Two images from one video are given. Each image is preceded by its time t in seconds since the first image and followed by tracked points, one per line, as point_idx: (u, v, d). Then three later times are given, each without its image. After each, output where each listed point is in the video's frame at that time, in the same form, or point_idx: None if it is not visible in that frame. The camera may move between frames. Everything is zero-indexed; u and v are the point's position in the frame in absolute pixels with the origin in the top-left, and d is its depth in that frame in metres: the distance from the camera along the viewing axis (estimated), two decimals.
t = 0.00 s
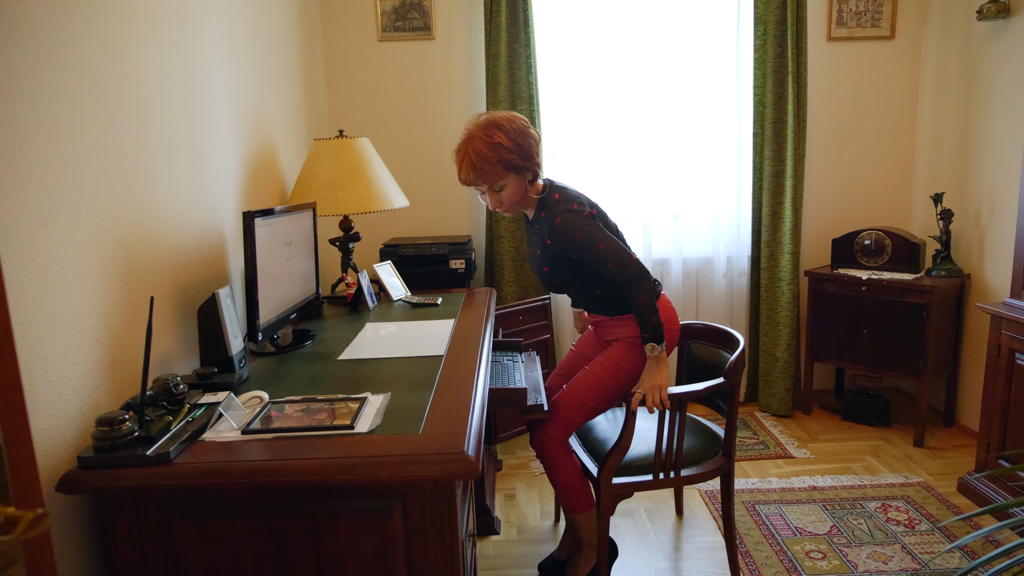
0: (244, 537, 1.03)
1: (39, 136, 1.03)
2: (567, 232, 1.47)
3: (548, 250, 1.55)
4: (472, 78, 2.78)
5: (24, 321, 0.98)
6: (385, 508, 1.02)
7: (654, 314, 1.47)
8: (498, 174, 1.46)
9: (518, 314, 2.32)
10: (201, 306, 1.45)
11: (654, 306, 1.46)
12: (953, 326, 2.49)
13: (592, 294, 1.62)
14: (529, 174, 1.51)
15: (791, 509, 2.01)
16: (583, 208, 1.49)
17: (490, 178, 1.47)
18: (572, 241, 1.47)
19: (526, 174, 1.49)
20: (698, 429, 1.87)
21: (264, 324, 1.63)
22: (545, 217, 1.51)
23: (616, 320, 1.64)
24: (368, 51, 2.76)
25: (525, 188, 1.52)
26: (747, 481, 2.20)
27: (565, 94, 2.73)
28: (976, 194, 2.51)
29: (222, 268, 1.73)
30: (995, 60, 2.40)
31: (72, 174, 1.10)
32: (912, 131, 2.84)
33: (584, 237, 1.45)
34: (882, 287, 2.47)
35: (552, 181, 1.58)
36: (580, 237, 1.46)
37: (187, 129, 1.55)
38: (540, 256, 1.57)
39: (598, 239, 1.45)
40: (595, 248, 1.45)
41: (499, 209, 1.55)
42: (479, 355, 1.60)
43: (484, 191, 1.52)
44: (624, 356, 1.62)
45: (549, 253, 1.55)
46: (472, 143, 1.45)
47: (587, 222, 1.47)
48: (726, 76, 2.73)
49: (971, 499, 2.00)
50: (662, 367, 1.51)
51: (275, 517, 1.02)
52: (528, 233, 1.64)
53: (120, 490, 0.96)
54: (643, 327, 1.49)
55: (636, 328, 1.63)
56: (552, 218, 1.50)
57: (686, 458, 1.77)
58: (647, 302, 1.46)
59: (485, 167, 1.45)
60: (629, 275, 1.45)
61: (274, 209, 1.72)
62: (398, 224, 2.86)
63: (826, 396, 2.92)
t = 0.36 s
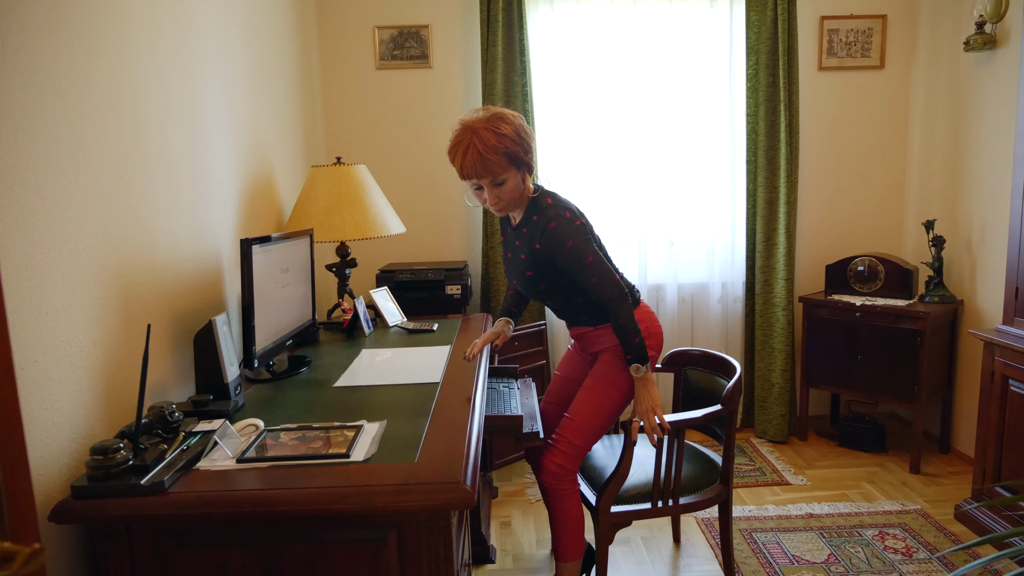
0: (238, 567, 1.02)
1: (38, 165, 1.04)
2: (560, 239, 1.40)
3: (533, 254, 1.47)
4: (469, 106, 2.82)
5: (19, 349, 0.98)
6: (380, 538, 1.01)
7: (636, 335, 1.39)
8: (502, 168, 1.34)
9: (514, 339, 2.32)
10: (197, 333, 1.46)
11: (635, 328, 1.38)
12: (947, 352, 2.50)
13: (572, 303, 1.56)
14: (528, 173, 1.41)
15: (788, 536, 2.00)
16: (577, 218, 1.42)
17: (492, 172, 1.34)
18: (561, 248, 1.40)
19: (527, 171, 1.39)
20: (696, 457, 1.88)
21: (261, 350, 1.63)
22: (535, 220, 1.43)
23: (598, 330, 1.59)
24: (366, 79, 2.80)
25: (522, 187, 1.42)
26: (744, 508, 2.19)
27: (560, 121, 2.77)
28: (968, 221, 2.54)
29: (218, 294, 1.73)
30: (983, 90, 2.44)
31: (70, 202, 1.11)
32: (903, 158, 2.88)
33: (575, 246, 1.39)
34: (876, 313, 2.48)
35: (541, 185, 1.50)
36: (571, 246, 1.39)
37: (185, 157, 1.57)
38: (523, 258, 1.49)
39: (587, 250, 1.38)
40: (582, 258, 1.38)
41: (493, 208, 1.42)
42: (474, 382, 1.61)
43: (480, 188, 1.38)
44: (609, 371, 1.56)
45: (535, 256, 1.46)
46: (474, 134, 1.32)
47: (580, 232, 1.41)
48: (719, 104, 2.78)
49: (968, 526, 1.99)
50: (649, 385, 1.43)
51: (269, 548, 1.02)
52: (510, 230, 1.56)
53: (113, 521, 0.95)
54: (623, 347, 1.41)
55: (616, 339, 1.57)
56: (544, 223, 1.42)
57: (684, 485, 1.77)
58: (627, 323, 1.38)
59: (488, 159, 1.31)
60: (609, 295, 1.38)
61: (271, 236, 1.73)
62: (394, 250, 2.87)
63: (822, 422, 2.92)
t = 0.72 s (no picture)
0: None
1: (43, 185, 1.05)
2: (556, 260, 1.35)
3: (526, 275, 1.42)
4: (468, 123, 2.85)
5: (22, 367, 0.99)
6: (378, 555, 1.02)
7: (640, 357, 1.36)
8: (496, 172, 1.31)
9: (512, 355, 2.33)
10: (197, 349, 1.46)
11: (640, 349, 1.35)
12: (943, 367, 2.51)
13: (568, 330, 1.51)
14: (521, 181, 1.38)
15: (786, 552, 2.00)
16: (572, 236, 1.39)
17: (486, 176, 1.30)
18: (559, 270, 1.35)
19: (520, 179, 1.36)
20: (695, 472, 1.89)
21: (260, 366, 1.64)
22: (529, 238, 1.39)
23: (597, 353, 1.53)
24: (366, 96, 2.83)
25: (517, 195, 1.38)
26: (742, 523, 2.19)
27: (559, 139, 2.79)
28: (962, 237, 2.57)
29: (218, 310, 1.74)
30: (976, 108, 2.48)
31: (74, 222, 1.13)
32: (898, 175, 2.90)
33: (572, 266, 1.34)
34: (872, 328, 2.50)
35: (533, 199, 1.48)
36: (568, 266, 1.35)
37: (187, 175, 1.58)
38: (514, 280, 1.43)
39: (586, 270, 1.34)
40: (582, 279, 1.34)
41: (487, 220, 1.37)
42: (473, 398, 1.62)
43: (474, 198, 1.34)
44: (614, 399, 1.49)
45: (527, 279, 1.41)
46: (465, 139, 1.30)
47: (576, 251, 1.37)
48: (716, 122, 2.81)
49: (967, 542, 1.99)
50: (655, 410, 1.41)
51: (268, 564, 1.02)
52: (498, 249, 1.50)
53: (113, 537, 0.96)
54: (628, 371, 1.38)
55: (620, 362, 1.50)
56: (539, 242, 1.37)
57: (684, 501, 1.78)
58: (632, 345, 1.35)
59: (481, 163, 1.29)
60: (611, 316, 1.33)
61: (271, 252, 1.74)
62: (393, 265, 2.89)
63: (820, 437, 2.92)
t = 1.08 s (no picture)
0: None
1: (40, 201, 1.06)
2: (585, 239, 1.19)
3: (543, 262, 1.24)
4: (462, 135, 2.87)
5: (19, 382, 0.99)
6: (375, 568, 1.02)
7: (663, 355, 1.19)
8: (529, 140, 1.18)
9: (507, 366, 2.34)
10: (193, 362, 1.47)
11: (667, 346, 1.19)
12: (936, 375, 2.53)
13: (582, 339, 1.32)
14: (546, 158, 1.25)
15: (782, 561, 2.00)
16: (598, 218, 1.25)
17: (519, 143, 1.16)
18: (586, 252, 1.19)
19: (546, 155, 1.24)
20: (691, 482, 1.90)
21: (256, 378, 1.64)
22: (550, 219, 1.22)
23: (614, 360, 1.33)
24: (361, 109, 2.85)
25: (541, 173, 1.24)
26: (738, 533, 2.19)
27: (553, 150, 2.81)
28: (953, 246, 2.59)
29: (214, 323, 1.74)
30: (965, 118, 2.51)
31: (71, 237, 1.13)
32: (888, 185, 2.93)
33: (602, 249, 1.19)
34: (865, 337, 2.52)
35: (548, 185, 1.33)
36: (599, 248, 1.19)
37: (183, 189, 1.59)
38: (530, 267, 1.25)
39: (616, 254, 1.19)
40: (612, 263, 1.18)
41: (514, 197, 1.21)
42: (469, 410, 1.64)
43: (503, 168, 1.19)
44: (628, 411, 1.29)
45: (546, 265, 1.23)
46: (494, 102, 1.17)
47: (604, 234, 1.22)
48: (709, 133, 2.83)
49: (961, 550, 2.00)
50: (671, 415, 1.20)
51: None
52: (504, 239, 1.33)
53: (111, 551, 0.96)
54: (649, 369, 1.20)
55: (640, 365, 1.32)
56: (565, 222, 1.21)
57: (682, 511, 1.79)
58: (659, 340, 1.18)
59: (516, 126, 1.16)
60: (641, 307, 1.17)
61: (268, 265, 1.75)
62: (388, 277, 2.90)
63: (815, 445, 2.93)
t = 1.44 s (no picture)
0: None
1: (19, 230, 1.06)
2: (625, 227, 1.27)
3: (586, 250, 1.24)
4: (445, 162, 2.90)
5: None
6: None
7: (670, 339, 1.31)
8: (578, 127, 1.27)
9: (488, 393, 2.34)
10: (172, 390, 1.46)
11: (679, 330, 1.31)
12: (910, 401, 2.58)
13: (592, 354, 1.27)
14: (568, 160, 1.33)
15: None
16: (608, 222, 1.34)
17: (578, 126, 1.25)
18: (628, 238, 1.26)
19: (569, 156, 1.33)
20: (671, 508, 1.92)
21: (235, 407, 1.63)
22: (590, 210, 1.26)
23: (619, 377, 1.28)
24: (344, 136, 2.87)
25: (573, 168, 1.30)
26: (718, 559, 2.19)
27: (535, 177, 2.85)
28: (924, 273, 2.66)
29: (193, 351, 1.73)
30: (932, 150, 2.59)
31: (50, 265, 1.13)
32: (861, 213, 3.01)
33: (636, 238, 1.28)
34: (840, 362, 2.56)
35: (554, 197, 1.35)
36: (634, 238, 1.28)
37: (165, 216, 1.59)
38: (575, 256, 1.22)
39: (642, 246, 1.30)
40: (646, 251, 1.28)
41: (568, 175, 1.22)
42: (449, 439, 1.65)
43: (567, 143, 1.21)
44: (621, 427, 1.28)
45: (592, 252, 1.23)
46: (558, 87, 1.24)
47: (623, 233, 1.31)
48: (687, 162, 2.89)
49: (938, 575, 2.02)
50: (666, 404, 1.25)
51: None
52: (520, 245, 1.27)
53: None
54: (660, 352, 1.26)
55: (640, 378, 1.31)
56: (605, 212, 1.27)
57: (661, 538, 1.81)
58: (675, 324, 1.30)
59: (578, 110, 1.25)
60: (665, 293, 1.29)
61: (248, 292, 1.75)
62: (369, 303, 2.90)
63: (793, 471, 2.95)
